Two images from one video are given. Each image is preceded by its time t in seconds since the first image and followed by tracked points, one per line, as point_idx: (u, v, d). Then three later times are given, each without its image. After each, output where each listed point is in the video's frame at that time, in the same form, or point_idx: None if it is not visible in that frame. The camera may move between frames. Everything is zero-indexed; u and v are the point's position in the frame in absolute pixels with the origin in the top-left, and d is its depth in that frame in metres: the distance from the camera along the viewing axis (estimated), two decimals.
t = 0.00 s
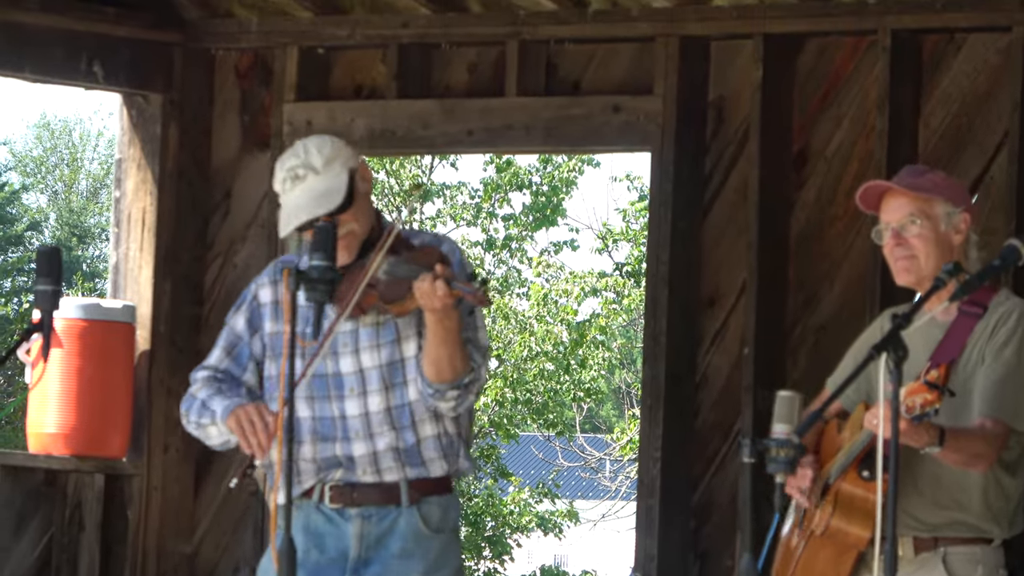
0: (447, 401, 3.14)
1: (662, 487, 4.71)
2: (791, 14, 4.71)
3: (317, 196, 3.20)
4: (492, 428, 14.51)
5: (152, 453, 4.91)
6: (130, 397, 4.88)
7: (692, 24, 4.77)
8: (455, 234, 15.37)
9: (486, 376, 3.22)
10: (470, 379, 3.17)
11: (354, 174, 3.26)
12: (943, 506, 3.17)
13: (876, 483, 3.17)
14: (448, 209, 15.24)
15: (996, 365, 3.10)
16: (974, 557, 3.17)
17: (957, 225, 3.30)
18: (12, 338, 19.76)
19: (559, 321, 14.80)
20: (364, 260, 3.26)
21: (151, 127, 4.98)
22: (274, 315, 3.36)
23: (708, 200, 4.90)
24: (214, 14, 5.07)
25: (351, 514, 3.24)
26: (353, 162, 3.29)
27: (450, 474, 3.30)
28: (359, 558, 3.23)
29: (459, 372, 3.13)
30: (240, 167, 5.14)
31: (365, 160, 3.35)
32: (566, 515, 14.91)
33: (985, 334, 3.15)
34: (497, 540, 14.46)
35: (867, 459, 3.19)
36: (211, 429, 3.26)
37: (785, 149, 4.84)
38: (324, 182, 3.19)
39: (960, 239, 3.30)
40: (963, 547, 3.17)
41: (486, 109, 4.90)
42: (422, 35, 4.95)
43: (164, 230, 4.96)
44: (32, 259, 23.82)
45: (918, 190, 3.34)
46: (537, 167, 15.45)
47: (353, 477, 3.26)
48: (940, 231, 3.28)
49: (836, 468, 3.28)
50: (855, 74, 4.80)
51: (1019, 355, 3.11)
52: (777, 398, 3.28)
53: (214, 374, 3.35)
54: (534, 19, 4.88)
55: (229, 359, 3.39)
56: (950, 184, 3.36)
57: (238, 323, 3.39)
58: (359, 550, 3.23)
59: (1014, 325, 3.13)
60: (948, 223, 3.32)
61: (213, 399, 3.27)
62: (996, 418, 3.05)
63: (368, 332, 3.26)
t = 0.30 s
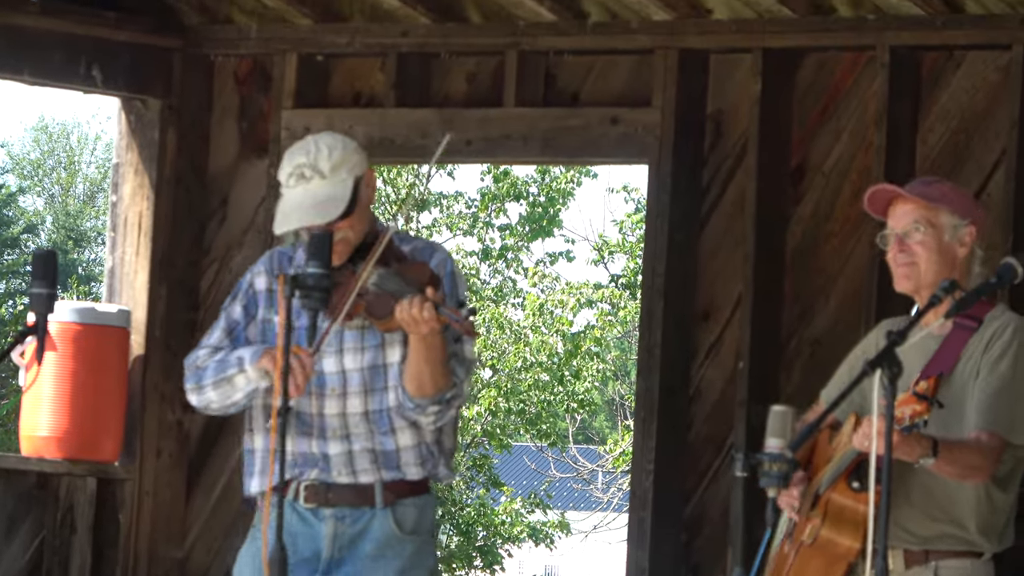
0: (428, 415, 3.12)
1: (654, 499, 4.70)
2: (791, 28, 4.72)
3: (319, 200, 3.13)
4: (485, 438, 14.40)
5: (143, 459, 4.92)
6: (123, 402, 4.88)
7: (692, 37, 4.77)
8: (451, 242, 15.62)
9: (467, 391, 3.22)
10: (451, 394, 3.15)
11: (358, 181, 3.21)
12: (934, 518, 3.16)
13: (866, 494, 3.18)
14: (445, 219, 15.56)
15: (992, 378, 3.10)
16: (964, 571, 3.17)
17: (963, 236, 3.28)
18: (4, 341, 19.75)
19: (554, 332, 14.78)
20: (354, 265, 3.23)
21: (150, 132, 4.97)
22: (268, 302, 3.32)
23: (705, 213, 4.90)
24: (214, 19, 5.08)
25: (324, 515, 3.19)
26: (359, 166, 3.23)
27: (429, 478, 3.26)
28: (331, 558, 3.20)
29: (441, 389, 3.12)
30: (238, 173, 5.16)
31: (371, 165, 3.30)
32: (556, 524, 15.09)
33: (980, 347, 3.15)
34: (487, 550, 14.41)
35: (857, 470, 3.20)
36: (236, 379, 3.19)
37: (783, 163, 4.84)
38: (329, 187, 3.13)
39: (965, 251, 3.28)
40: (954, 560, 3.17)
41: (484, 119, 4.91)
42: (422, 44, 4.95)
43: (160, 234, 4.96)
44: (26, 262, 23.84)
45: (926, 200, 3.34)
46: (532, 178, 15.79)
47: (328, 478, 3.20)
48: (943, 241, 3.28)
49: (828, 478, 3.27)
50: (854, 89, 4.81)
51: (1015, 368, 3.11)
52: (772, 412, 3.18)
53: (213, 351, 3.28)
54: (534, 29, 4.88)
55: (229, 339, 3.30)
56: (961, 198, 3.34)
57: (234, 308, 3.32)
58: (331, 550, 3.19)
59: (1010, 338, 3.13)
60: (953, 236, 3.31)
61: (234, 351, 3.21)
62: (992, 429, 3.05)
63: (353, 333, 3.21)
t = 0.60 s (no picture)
0: (390, 439, 3.30)
1: (646, 511, 4.70)
2: (787, 41, 4.71)
3: (295, 227, 3.35)
4: (477, 449, 14.78)
5: (136, 468, 4.93)
6: (116, 410, 4.88)
7: (688, 49, 4.77)
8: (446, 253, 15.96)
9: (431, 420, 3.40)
10: (415, 422, 3.33)
11: (333, 205, 3.41)
12: (924, 535, 3.16)
13: (860, 513, 3.16)
14: (440, 230, 15.88)
15: (989, 398, 3.09)
16: None
17: (950, 257, 3.28)
18: None
19: (548, 343, 15.14)
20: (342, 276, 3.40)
21: (145, 141, 4.97)
22: (257, 299, 3.55)
23: (700, 225, 4.90)
24: (211, 28, 5.07)
25: (290, 532, 3.35)
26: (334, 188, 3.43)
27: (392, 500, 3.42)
28: None
29: (407, 415, 3.29)
30: (233, 182, 5.15)
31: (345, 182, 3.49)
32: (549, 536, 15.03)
33: (978, 366, 3.16)
34: (479, 562, 14.59)
35: (851, 488, 3.17)
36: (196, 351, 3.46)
37: (778, 176, 4.84)
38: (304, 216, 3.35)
39: (955, 272, 3.27)
40: None
41: (480, 130, 4.91)
42: (418, 55, 4.94)
43: (155, 243, 4.96)
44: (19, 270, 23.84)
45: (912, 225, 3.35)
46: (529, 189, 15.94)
47: (294, 494, 3.37)
48: (929, 265, 3.28)
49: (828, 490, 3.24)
50: (850, 102, 4.80)
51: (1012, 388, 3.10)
52: (765, 424, 3.25)
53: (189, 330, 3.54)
54: (529, 41, 4.88)
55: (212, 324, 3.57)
56: (951, 218, 3.33)
57: (223, 297, 3.57)
58: (296, 567, 3.33)
59: (1008, 358, 3.13)
60: (940, 257, 3.30)
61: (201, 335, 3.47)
62: (988, 449, 3.04)
63: (328, 352, 3.43)
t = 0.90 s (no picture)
0: (398, 458, 3.19)
1: (634, 525, 4.70)
2: (777, 56, 4.72)
3: (313, 233, 3.26)
4: (465, 461, 14.59)
5: (124, 478, 4.94)
6: (104, 421, 4.89)
7: (677, 63, 4.77)
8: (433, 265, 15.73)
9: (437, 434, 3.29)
10: (422, 439, 3.22)
11: (353, 222, 3.33)
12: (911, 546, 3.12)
13: (845, 523, 3.17)
14: (428, 241, 15.61)
15: (973, 410, 3.09)
16: None
17: (931, 267, 3.22)
18: None
19: (537, 357, 15.09)
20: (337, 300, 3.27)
21: (135, 151, 5.01)
22: (236, 330, 3.36)
23: (689, 240, 4.90)
24: (201, 40, 5.09)
25: (296, 547, 3.23)
26: (356, 207, 3.36)
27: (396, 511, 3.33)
28: None
29: (415, 434, 3.18)
30: (222, 194, 5.16)
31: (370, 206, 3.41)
32: (537, 549, 15.14)
33: (968, 376, 3.14)
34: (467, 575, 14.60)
35: (835, 499, 3.21)
36: (155, 430, 3.25)
37: (767, 192, 4.84)
38: (320, 224, 3.26)
39: (935, 283, 3.21)
40: None
41: (470, 143, 4.91)
42: (408, 68, 4.94)
43: (144, 254, 4.99)
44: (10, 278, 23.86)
45: (904, 234, 3.30)
46: (519, 203, 16.17)
47: (299, 509, 3.25)
48: (909, 274, 3.24)
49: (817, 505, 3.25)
50: (841, 117, 4.80)
51: (998, 400, 3.10)
52: (753, 439, 3.14)
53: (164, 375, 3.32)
54: (520, 54, 4.88)
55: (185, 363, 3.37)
56: (943, 227, 3.25)
57: (195, 332, 3.37)
58: None
59: (997, 370, 3.12)
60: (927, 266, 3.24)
61: (164, 400, 3.25)
62: (971, 461, 3.04)
63: (325, 369, 3.27)
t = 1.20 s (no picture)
0: (414, 448, 3.26)
1: (627, 535, 4.70)
2: (766, 64, 4.72)
3: (325, 220, 3.33)
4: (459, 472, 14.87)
5: (116, 491, 4.95)
6: (97, 434, 4.91)
7: (668, 72, 4.77)
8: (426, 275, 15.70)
9: (456, 425, 3.35)
10: (438, 427, 3.29)
11: (370, 213, 3.39)
12: (905, 560, 3.21)
13: (837, 536, 3.35)
14: (420, 252, 15.69)
15: (968, 422, 3.17)
16: None
17: (928, 283, 3.28)
18: None
19: (528, 367, 15.07)
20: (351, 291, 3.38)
21: (125, 163, 5.05)
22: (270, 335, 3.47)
23: (680, 249, 4.90)
24: (191, 51, 5.11)
25: (318, 550, 3.36)
26: (373, 197, 3.41)
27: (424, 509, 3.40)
28: None
29: (427, 420, 3.24)
30: (212, 206, 5.18)
31: (389, 198, 3.46)
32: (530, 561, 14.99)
33: (966, 390, 3.22)
34: None
35: (829, 514, 3.38)
36: (224, 432, 3.37)
37: (758, 201, 4.85)
38: (334, 213, 3.33)
39: (934, 299, 3.27)
40: None
41: (461, 153, 4.92)
42: (398, 78, 4.95)
43: (135, 267, 5.02)
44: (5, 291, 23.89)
45: (903, 247, 3.36)
46: (509, 213, 15.95)
47: (320, 511, 3.37)
48: (908, 289, 3.30)
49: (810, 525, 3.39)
50: (831, 125, 4.81)
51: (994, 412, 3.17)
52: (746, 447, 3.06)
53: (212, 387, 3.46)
54: (511, 64, 4.88)
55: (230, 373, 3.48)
56: (940, 242, 3.30)
57: (235, 340, 3.48)
58: None
59: (992, 382, 3.18)
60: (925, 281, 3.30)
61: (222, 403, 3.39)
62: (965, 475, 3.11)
63: (347, 365, 3.38)
